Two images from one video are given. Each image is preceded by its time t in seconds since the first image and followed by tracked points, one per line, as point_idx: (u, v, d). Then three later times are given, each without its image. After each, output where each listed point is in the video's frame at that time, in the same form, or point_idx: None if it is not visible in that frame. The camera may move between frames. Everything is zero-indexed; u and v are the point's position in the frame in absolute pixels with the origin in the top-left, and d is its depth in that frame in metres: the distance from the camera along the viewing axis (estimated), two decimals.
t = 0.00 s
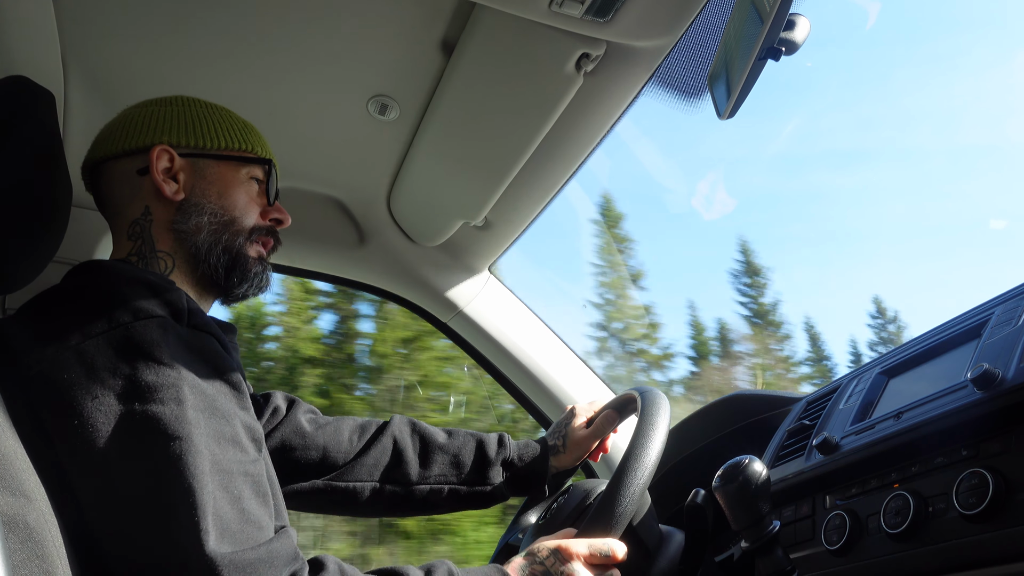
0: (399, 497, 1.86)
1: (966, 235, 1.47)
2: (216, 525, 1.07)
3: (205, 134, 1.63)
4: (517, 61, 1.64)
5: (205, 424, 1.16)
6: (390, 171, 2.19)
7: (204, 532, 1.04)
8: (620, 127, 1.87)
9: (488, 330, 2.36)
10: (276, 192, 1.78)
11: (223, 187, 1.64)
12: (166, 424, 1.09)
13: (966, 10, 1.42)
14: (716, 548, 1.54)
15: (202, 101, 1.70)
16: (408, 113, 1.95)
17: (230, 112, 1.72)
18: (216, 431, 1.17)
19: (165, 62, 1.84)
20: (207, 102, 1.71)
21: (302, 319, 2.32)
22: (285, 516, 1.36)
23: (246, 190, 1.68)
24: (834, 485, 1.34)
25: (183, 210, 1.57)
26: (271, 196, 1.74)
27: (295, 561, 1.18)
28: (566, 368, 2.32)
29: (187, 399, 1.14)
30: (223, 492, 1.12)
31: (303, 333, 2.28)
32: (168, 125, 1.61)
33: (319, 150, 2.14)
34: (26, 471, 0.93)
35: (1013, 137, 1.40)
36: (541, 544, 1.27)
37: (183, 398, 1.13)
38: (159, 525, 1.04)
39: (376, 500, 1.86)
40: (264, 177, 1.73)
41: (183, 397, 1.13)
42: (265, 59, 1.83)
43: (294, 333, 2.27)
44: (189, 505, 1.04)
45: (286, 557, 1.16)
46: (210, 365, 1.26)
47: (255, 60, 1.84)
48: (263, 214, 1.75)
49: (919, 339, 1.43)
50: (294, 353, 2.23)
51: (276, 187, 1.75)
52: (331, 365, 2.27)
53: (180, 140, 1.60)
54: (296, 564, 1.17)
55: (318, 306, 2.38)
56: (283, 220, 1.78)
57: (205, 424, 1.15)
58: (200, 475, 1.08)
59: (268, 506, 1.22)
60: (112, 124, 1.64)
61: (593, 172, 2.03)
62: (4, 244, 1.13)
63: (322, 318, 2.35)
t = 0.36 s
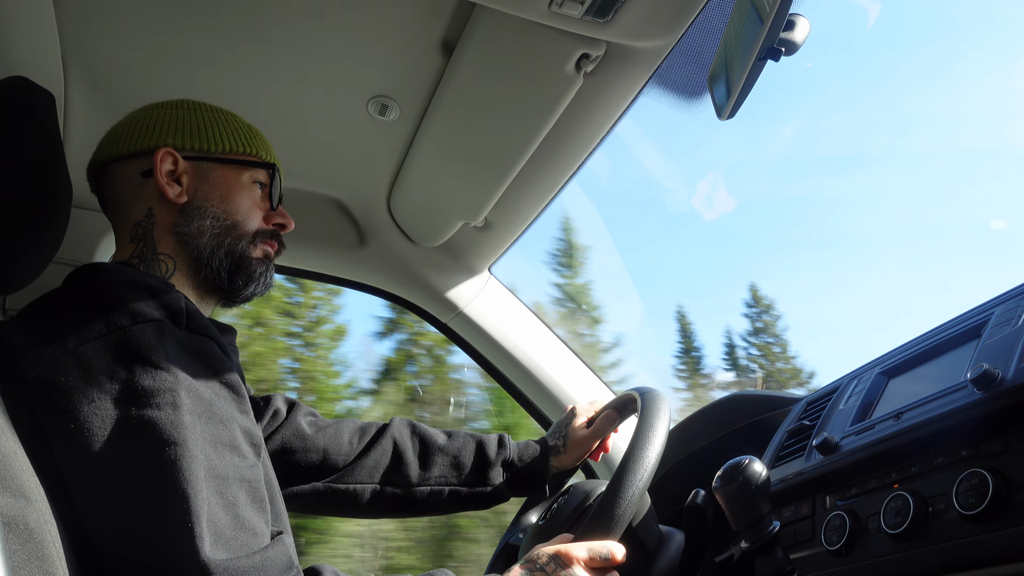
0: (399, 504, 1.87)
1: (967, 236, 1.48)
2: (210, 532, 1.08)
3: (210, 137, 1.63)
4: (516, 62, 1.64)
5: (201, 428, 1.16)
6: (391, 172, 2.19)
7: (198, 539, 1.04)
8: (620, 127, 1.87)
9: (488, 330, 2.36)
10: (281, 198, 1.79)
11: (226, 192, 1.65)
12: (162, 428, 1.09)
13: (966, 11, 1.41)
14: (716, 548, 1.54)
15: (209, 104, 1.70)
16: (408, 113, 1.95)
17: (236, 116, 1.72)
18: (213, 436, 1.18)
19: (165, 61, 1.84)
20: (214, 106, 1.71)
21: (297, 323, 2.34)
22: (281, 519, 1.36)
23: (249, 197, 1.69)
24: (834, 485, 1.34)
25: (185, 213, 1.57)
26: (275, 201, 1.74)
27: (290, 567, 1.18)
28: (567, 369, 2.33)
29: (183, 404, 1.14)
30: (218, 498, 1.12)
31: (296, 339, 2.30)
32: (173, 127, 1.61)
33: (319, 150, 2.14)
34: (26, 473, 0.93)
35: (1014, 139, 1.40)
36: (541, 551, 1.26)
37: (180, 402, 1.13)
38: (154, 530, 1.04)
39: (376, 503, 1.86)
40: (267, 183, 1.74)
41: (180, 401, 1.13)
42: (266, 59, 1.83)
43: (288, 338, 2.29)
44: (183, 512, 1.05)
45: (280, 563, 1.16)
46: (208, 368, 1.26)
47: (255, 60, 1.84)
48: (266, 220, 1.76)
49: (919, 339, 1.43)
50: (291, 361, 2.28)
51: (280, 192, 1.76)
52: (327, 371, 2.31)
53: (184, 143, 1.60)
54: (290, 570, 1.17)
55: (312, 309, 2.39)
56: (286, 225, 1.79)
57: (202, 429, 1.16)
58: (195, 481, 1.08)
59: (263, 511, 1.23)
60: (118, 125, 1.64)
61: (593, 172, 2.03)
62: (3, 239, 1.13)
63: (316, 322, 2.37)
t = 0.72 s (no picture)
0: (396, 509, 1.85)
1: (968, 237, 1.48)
2: (210, 532, 1.07)
3: (206, 134, 1.63)
4: (516, 62, 1.64)
5: (201, 429, 1.16)
6: (391, 172, 2.19)
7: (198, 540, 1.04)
8: (620, 128, 1.87)
9: (488, 330, 2.36)
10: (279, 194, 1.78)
11: (224, 189, 1.65)
12: (162, 428, 1.09)
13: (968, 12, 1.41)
14: (716, 549, 1.54)
15: (205, 101, 1.70)
16: (408, 113, 1.95)
17: (233, 112, 1.72)
18: (212, 436, 1.18)
19: (165, 61, 1.84)
20: (210, 102, 1.71)
21: (298, 323, 2.29)
22: (280, 519, 1.36)
23: (247, 193, 1.68)
24: (834, 486, 1.34)
25: (184, 211, 1.57)
26: (275, 197, 1.74)
27: (289, 567, 1.18)
28: (567, 370, 2.32)
29: (183, 404, 1.14)
30: (217, 499, 1.12)
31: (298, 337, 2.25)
32: (170, 125, 1.61)
33: (319, 150, 2.14)
34: (26, 474, 0.93)
35: (1014, 141, 1.41)
36: (541, 550, 1.26)
37: (180, 402, 1.13)
38: (153, 531, 1.04)
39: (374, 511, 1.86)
40: (266, 177, 1.73)
41: (180, 401, 1.13)
42: (266, 59, 1.83)
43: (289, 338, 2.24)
44: (182, 512, 1.05)
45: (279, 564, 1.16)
46: (208, 368, 1.26)
47: (255, 60, 1.84)
48: (265, 216, 1.75)
49: (919, 340, 1.43)
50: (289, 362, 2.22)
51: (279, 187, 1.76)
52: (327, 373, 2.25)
53: (180, 140, 1.60)
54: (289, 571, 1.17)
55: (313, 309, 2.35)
56: (285, 221, 1.77)
57: (202, 430, 1.15)
58: (195, 481, 1.08)
59: (263, 512, 1.22)
60: (114, 124, 1.64)
61: (593, 173, 2.03)
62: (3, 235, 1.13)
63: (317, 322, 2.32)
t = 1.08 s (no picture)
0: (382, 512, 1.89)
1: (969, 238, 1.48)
2: (208, 533, 1.08)
3: (205, 133, 1.63)
4: (516, 62, 1.64)
5: (199, 429, 1.16)
6: (391, 172, 2.19)
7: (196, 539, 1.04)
8: (620, 128, 1.87)
9: (488, 330, 2.37)
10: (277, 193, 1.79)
11: (223, 188, 1.64)
12: (160, 428, 1.09)
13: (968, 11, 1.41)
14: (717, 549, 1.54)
15: (202, 99, 1.69)
16: (408, 112, 1.95)
17: (232, 111, 1.72)
18: (211, 436, 1.18)
19: (166, 60, 1.84)
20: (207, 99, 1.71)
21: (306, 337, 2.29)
22: (279, 517, 1.36)
23: (245, 192, 1.68)
24: (833, 486, 1.34)
25: (183, 211, 1.57)
26: (272, 195, 1.74)
27: (287, 567, 1.19)
28: (567, 369, 2.33)
29: (181, 404, 1.14)
30: (215, 499, 1.12)
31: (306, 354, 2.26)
32: (167, 124, 1.61)
33: (319, 150, 2.14)
34: (26, 473, 0.93)
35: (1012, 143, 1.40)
36: (541, 550, 1.27)
37: (178, 403, 1.13)
38: (152, 531, 1.04)
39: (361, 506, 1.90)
40: (264, 177, 1.73)
41: (178, 401, 1.13)
42: (266, 58, 1.83)
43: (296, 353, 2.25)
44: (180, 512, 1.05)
45: (278, 564, 1.17)
46: (207, 369, 1.26)
47: (255, 59, 1.84)
48: (263, 215, 1.75)
49: (919, 340, 1.43)
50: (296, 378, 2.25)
51: (276, 186, 1.76)
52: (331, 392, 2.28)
53: (179, 139, 1.60)
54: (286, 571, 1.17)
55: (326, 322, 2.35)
56: (284, 219, 1.78)
57: (200, 430, 1.16)
58: (193, 481, 1.08)
59: (262, 512, 1.23)
60: (111, 123, 1.64)
61: (593, 173, 2.03)
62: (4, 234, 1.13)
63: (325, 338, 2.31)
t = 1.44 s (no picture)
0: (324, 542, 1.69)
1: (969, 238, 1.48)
2: (207, 527, 1.08)
3: (210, 128, 1.62)
4: (516, 61, 1.64)
5: (197, 423, 1.16)
6: (390, 171, 2.18)
7: (196, 533, 1.04)
8: (620, 127, 1.87)
9: (488, 329, 2.37)
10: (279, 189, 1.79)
11: (227, 181, 1.65)
12: (158, 423, 1.09)
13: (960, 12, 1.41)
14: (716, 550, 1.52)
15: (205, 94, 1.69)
16: (407, 112, 1.95)
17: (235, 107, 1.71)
18: (208, 430, 1.18)
19: (165, 60, 1.84)
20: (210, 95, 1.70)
21: (294, 329, 2.22)
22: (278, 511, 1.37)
23: (250, 186, 1.69)
24: (834, 485, 1.34)
25: (187, 205, 1.57)
26: (275, 191, 1.74)
27: (287, 561, 1.20)
28: (567, 369, 2.34)
29: (179, 399, 1.14)
30: (213, 493, 1.13)
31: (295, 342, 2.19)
32: (173, 117, 1.60)
33: (319, 149, 2.14)
34: (26, 473, 0.93)
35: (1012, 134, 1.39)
36: (543, 548, 1.28)
37: (175, 398, 1.14)
38: (150, 526, 1.04)
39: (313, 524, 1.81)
40: (268, 172, 1.73)
41: (175, 396, 1.14)
42: (266, 58, 1.83)
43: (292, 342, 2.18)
44: (178, 507, 1.05)
45: (277, 558, 1.18)
46: (204, 363, 1.27)
47: (256, 59, 1.84)
48: (266, 211, 1.76)
49: (919, 339, 1.43)
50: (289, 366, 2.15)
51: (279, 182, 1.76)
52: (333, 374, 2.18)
53: (185, 134, 1.59)
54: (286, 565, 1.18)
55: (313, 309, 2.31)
56: (285, 216, 1.80)
57: (198, 424, 1.16)
58: (191, 476, 1.08)
59: (262, 506, 1.23)
60: (113, 116, 1.63)
61: (593, 172, 2.03)
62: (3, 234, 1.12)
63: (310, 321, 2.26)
